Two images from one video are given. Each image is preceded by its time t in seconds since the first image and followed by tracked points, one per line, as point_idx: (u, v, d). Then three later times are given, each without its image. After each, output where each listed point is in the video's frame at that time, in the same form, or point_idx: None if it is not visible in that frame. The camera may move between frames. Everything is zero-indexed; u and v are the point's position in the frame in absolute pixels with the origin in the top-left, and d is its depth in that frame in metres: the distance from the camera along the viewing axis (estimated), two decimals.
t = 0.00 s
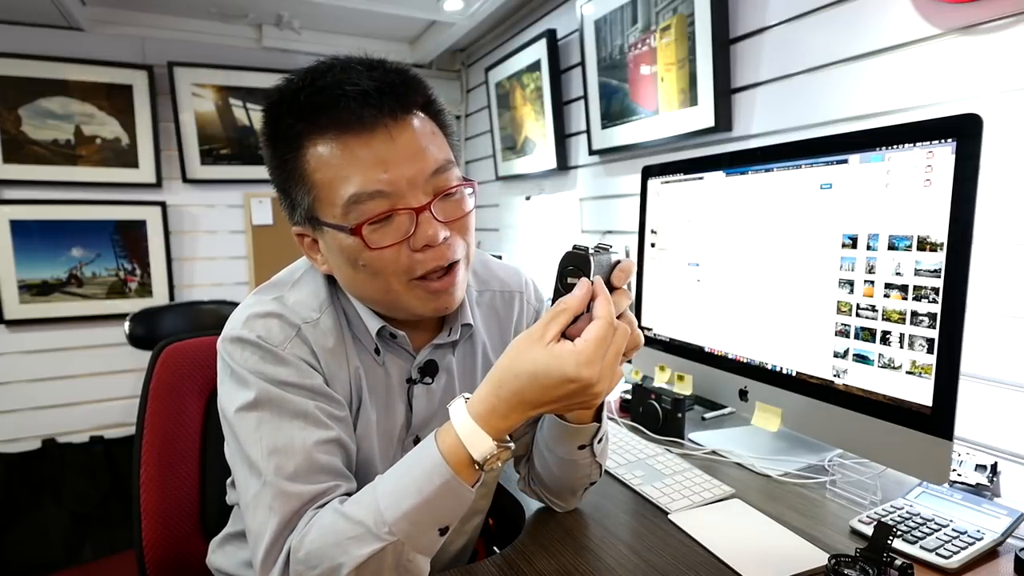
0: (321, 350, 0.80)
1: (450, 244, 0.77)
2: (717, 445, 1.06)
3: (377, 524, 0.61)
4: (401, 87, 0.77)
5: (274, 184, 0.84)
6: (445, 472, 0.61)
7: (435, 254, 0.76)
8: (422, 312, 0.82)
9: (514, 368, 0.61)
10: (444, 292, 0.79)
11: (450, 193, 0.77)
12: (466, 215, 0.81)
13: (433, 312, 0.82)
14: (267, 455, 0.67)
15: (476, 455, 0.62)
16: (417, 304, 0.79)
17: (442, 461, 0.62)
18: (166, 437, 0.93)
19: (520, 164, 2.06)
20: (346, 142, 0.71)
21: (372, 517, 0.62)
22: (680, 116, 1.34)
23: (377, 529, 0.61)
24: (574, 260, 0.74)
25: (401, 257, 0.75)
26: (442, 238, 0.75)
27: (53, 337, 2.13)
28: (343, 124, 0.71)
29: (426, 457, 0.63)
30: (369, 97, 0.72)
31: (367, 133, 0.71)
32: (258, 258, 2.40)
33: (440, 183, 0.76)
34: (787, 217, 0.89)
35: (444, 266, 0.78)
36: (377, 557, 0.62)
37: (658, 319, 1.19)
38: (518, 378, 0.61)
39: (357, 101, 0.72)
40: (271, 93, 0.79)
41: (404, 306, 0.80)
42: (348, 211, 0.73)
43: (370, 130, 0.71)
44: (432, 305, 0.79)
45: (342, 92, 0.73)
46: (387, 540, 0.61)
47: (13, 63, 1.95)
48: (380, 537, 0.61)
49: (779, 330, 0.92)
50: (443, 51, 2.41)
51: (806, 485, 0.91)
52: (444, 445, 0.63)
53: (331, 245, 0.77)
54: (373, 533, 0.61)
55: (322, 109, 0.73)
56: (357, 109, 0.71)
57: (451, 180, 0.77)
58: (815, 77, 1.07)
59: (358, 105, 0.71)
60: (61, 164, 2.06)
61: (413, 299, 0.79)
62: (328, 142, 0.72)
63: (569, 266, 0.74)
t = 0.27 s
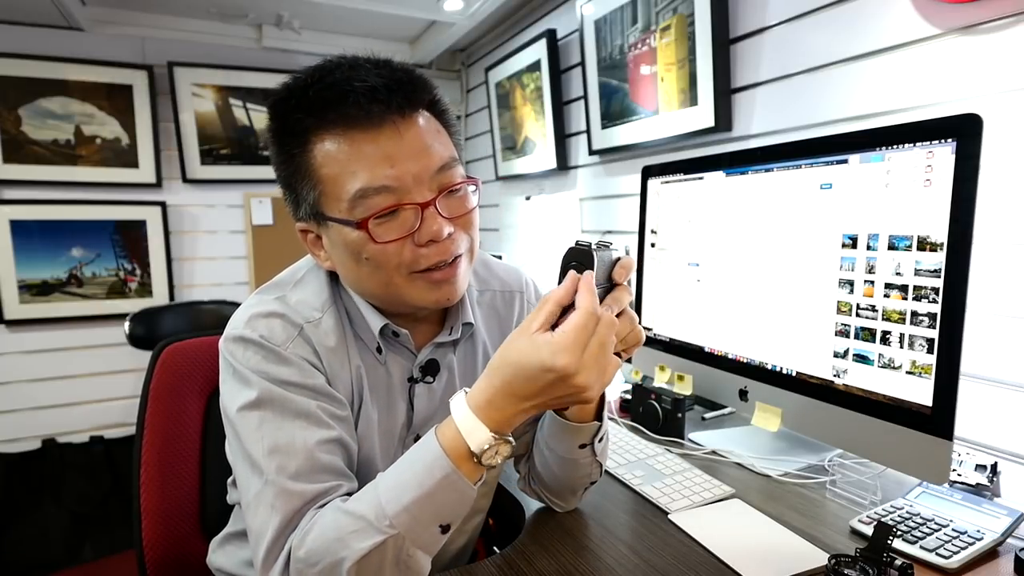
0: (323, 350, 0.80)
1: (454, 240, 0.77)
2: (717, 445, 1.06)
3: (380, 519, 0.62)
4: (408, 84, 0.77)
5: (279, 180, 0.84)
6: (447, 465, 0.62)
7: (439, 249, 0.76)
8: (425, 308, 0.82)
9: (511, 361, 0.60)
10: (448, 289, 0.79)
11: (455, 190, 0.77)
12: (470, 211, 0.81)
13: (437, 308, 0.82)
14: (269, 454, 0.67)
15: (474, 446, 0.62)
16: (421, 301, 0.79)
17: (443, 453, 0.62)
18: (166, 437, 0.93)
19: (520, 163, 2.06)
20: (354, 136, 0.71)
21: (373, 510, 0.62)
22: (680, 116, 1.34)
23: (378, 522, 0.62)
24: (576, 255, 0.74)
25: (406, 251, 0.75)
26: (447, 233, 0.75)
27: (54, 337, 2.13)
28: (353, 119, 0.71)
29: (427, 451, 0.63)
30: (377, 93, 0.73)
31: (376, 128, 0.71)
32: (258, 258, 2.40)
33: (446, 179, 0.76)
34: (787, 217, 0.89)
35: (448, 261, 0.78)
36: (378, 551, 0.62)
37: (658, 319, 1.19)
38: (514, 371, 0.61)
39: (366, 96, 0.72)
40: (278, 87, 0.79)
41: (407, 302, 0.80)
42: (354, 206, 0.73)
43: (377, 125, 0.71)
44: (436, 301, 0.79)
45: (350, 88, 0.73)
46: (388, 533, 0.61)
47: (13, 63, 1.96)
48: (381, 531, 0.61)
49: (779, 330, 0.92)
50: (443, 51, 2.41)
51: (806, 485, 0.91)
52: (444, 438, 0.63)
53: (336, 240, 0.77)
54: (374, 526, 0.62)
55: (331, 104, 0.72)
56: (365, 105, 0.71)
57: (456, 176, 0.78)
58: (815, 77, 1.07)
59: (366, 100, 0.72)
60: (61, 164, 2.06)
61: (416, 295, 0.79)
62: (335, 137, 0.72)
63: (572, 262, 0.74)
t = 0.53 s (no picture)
0: (326, 348, 0.80)
1: (456, 236, 0.77)
2: (717, 445, 1.06)
3: (388, 500, 0.63)
4: (412, 81, 0.78)
5: (283, 177, 0.85)
6: (454, 452, 0.63)
7: (442, 245, 0.76)
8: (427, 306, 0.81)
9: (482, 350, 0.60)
10: (451, 286, 0.79)
11: (458, 186, 0.78)
12: (473, 208, 0.81)
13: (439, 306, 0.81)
14: (275, 451, 0.67)
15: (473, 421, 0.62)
16: (423, 298, 0.78)
17: (450, 438, 0.64)
18: (166, 437, 0.93)
19: (520, 163, 2.06)
20: (358, 130, 0.72)
21: (383, 495, 0.64)
22: (680, 116, 1.34)
23: (386, 504, 0.63)
24: (594, 248, 0.69)
25: (408, 246, 0.75)
26: (450, 229, 0.75)
27: (53, 337, 2.13)
28: (357, 114, 0.72)
29: (436, 440, 0.65)
30: (382, 89, 0.74)
31: (380, 123, 0.72)
32: (258, 258, 2.40)
33: (449, 175, 0.76)
34: (787, 217, 0.89)
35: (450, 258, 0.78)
36: (384, 536, 0.62)
37: (659, 319, 1.19)
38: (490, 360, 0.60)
39: (371, 92, 0.73)
40: (283, 86, 0.80)
41: (409, 298, 0.79)
42: (358, 200, 0.73)
43: (382, 119, 0.72)
44: (438, 297, 0.79)
45: (355, 84, 0.74)
46: (395, 516, 0.62)
47: (13, 63, 1.96)
48: (389, 513, 0.62)
49: (779, 330, 0.92)
50: (443, 51, 2.41)
51: (806, 485, 0.91)
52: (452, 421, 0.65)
53: (339, 236, 0.77)
54: (383, 510, 0.63)
55: (336, 99, 0.73)
56: (370, 100, 0.72)
57: (459, 173, 0.78)
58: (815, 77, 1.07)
59: (371, 96, 0.73)
60: (61, 164, 2.06)
61: (419, 291, 0.78)
62: (340, 131, 0.73)
63: (588, 254, 0.69)
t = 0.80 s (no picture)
0: (328, 345, 0.80)
1: (432, 223, 0.76)
2: (717, 445, 1.07)
3: (396, 479, 0.68)
4: (414, 68, 0.79)
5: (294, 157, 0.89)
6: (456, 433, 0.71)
7: (414, 228, 0.75)
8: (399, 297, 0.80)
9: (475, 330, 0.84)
10: (422, 274, 0.77)
11: (443, 174, 0.78)
12: (461, 201, 0.80)
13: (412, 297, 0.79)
14: (279, 449, 0.68)
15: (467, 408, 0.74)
16: (390, 283, 0.77)
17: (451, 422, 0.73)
18: (166, 437, 0.93)
19: (520, 163, 2.06)
20: (341, 105, 0.75)
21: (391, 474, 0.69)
22: (680, 116, 1.34)
23: (396, 481, 0.68)
24: (591, 242, 0.70)
25: (381, 224, 0.75)
26: (423, 213, 0.75)
27: (54, 337, 2.13)
28: (342, 90, 0.75)
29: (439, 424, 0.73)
30: (376, 71, 0.76)
31: (361, 98, 0.74)
32: (258, 258, 2.40)
33: (434, 161, 0.77)
34: (788, 217, 0.89)
35: (425, 244, 0.77)
36: (396, 514, 0.66)
37: (658, 318, 1.19)
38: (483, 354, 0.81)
39: (368, 73, 0.75)
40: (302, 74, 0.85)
41: (378, 284, 0.78)
42: (338, 173, 0.75)
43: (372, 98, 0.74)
44: (408, 286, 0.77)
45: (348, 63, 0.77)
46: (404, 491, 0.67)
47: (13, 63, 1.96)
48: (398, 489, 0.67)
49: (779, 330, 0.92)
50: (443, 51, 2.41)
51: (806, 485, 0.91)
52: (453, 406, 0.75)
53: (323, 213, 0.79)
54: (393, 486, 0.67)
55: (325, 76, 0.76)
56: (359, 79, 0.75)
57: (444, 163, 0.78)
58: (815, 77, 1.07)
59: (359, 74, 0.75)
60: (61, 164, 2.06)
61: (388, 277, 0.77)
62: (327, 107, 0.76)
63: (586, 248, 0.70)
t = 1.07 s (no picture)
0: (326, 346, 0.80)
1: (438, 227, 0.76)
2: (717, 445, 1.07)
3: (393, 477, 0.68)
4: (424, 71, 0.78)
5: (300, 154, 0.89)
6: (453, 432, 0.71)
7: (420, 231, 0.75)
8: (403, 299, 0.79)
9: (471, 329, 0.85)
10: (427, 277, 0.77)
11: (450, 178, 0.78)
12: (466, 205, 0.80)
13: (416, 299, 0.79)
14: (277, 450, 0.68)
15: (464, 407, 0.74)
16: (395, 285, 0.77)
17: (449, 421, 0.73)
18: (166, 437, 0.93)
19: (520, 163, 2.06)
20: (351, 105, 0.74)
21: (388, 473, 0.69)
22: (680, 116, 1.34)
23: (394, 479, 0.68)
24: (590, 243, 0.70)
25: (386, 226, 0.75)
26: (430, 216, 0.75)
27: (54, 337, 2.13)
28: (352, 91, 0.75)
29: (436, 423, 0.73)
30: (387, 73, 0.76)
31: (370, 99, 0.74)
32: (258, 258, 2.40)
33: (441, 165, 0.77)
34: (788, 217, 0.89)
35: (430, 248, 0.77)
36: (393, 511, 0.66)
37: (658, 318, 1.19)
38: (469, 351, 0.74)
39: (381, 74, 0.76)
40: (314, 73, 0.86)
41: (383, 287, 0.78)
42: (346, 173, 0.75)
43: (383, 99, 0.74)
44: (412, 290, 0.77)
45: (360, 65, 0.77)
46: (400, 490, 0.67)
47: (13, 63, 1.96)
48: (395, 487, 0.67)
49: (779, 330, 0.92)
50: (443, 51, 2.41)
51: (806, 485, 0.91)
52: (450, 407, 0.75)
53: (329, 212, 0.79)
54: (390, 485, 0.68)
55: (336, 76, 0.77)
56: (370, 80, 0.75)
57: (451, 167, 0.78)
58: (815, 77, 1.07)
59: (370, 75, 0.75)
60: (61, 164, 2.06)
61: (392, 280, 0.77)
62: (336, 106, 0.76)
63: (584, 249, 0.70)
